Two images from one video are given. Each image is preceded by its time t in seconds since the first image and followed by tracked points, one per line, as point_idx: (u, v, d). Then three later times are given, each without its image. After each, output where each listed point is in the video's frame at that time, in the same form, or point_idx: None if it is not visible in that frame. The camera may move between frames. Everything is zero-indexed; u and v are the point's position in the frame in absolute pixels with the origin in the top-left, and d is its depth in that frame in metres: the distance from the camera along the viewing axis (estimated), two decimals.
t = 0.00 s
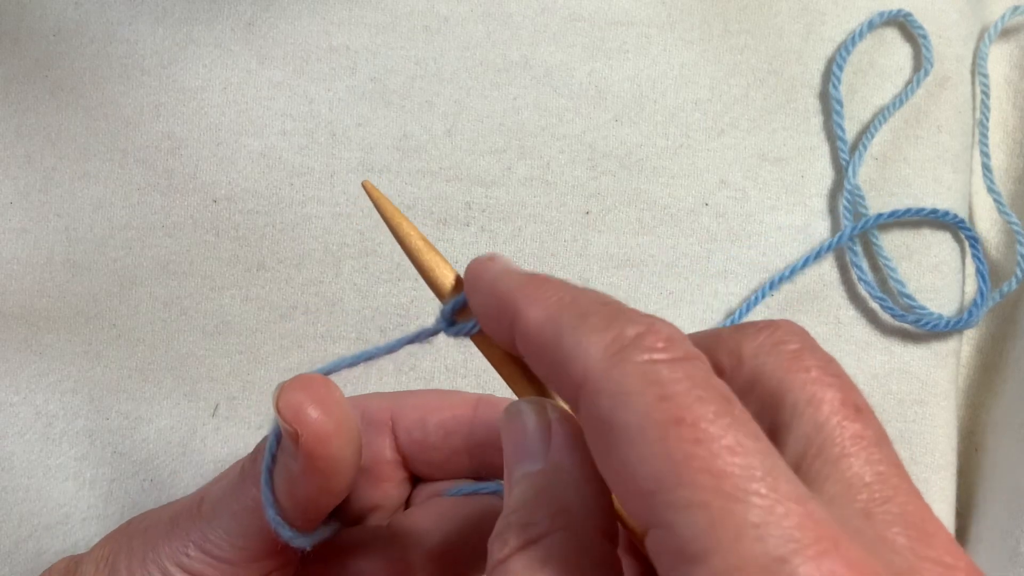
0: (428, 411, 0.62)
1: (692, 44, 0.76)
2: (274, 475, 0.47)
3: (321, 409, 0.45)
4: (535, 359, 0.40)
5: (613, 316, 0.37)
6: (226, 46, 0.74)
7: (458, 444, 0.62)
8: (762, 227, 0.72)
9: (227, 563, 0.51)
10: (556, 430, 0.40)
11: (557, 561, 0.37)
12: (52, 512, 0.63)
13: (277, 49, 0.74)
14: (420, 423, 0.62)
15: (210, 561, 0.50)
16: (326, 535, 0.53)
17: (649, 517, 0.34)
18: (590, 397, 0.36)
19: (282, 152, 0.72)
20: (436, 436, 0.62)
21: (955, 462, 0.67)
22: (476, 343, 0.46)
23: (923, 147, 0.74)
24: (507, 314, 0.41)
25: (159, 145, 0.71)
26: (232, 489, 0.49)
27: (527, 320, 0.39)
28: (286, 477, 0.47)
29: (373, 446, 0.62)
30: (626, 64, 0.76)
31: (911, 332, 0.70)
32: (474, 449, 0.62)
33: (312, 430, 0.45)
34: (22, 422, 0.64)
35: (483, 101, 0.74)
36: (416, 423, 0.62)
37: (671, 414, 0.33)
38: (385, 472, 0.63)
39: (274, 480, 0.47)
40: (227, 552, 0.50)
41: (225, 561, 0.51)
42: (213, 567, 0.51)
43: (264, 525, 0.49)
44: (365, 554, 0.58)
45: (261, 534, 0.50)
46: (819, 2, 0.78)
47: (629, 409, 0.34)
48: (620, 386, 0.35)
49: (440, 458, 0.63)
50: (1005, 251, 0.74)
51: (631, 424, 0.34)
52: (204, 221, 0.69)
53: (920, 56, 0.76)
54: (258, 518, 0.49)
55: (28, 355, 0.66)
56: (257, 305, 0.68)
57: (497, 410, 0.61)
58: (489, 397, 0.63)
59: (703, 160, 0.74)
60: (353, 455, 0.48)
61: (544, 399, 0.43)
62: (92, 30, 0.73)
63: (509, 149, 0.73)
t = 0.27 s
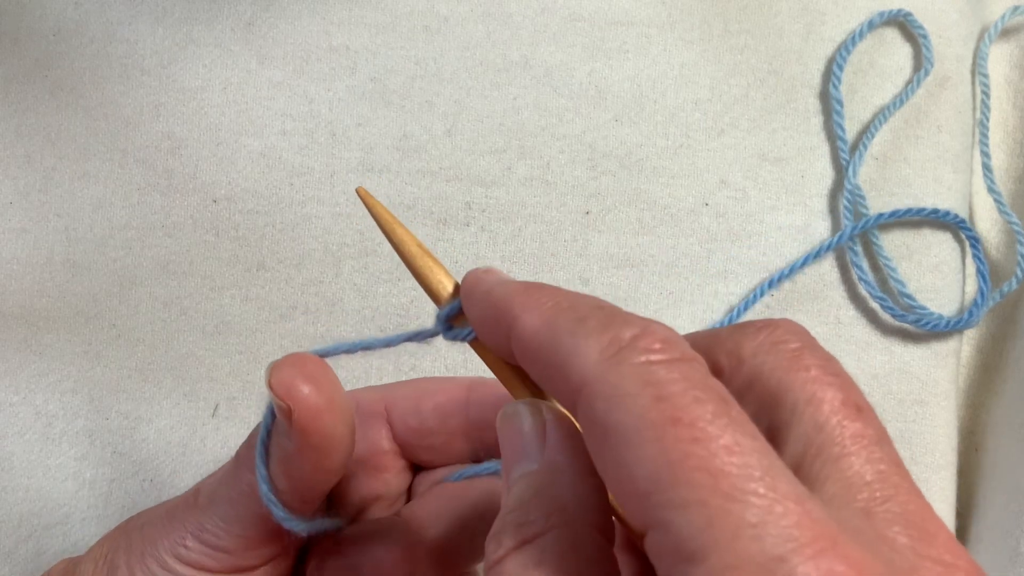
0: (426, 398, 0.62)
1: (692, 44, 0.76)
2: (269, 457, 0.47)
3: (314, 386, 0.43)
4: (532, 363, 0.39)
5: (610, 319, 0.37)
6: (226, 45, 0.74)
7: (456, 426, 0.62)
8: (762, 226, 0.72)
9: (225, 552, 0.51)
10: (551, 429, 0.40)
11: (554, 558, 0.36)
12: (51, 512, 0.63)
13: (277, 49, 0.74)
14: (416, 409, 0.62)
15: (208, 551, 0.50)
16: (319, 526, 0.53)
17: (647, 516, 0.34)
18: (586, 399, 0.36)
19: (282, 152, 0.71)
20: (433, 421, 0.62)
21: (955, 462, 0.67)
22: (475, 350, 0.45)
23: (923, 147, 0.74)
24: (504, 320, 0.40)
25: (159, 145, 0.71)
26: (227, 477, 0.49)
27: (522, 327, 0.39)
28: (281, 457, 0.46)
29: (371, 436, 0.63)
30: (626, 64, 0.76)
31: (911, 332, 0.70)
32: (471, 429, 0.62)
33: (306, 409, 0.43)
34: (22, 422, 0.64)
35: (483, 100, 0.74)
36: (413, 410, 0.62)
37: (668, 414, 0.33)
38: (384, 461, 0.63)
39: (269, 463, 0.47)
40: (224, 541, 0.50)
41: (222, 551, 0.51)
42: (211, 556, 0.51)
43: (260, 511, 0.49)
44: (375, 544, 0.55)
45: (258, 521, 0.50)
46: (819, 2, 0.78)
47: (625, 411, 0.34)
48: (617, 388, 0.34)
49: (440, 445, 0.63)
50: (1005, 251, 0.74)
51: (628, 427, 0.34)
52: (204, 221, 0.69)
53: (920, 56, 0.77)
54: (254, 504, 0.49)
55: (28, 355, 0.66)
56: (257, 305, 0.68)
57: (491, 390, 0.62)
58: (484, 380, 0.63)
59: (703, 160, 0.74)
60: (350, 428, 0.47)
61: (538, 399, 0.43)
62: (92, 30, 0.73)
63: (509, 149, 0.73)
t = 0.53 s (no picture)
0: (428, 384, 0.62)
1: (692, 44, 0.76)
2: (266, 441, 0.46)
3: (308, 366, 0.43)
4: (548, 362, 0.40)
5: (628, 315, 0.38)
6: (226, 46, 0.74)
7: (461, 410, 0.62)
8: (762, 227, 0.72)
9: (224, 544, 0.50)
10: (550, 429, 0.40)
11: (555, 558, 0.36)
12: (51, 512, 0.63)
13: (277, 49, 0.74)
14: (416, 397, 0.62)
15: (207, 543, 0.50)
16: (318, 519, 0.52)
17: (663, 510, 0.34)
18: (604, 394, 0.36)
19: (282, 152, 0.71)
20: (437, 406, 0.62)
21: (955, 462, 0.67)
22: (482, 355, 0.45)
23: (923, 147, 0.74)
24: (515, 319, 0.41)
25: (159, 145, 0.71)
26: (225, 467, 0.49)
27: (538, 325, 0.40)
28: (277, 440, 0.46)
29: (374, 427, 0.63)
30: (626, 64, 0.76)
31: (911, 332, 0.70)
32: (477, 411, 0.63)
33: (300, 389, 0.43)
34: (22, 422, 0.64)
35: (483, 100, 0.74)
36: (415, 398, 0.62)
37: (685, 409, 0.34)
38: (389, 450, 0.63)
39: (266, 447, 0.46)
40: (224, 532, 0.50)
41: (222, 542, 0.50)
42: (210, 549, 0.50)
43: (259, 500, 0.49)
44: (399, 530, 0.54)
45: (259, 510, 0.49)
46: (819, 2, 0.78)
47: (642, 406, 0.35)
48: (635, 382, 0.35)
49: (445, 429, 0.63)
50: (1005, 251, 0.74)
51: (646, 422, 0.34)
52: (203, 221, 0.69)
53: (920, 56, 0.76)
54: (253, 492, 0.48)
55: (28, 355, 0.66)
56: (257, 306, 0.68)
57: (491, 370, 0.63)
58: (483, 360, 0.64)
59: (703, 160, 0.74)
60: (344, 407, 0.46)
61: (541, 399, 0.43)
62: (92, 30, 0.73)
63: (509, 149, 0.73)
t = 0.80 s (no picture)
0: (433, 381, 0.62)
1: (692, 44, 0.76)
2: (275, 426, 0.46)
3: (318, 350, 0.43)
4: (585, 346, 0.40)
5: (665, 302, 0.36)
6: (225, 46, 0.74)
7: (466, 407, 0.62)
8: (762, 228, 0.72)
9: (232, 533, 0.50)
10: (558, 428, 0.40)
11: (565, 560, 0.36)
12: (51, 512, 0.63)
13: (277, 49, 0.74)
14: (422, 392, 0.62)
15: (216, 532, 0.49)
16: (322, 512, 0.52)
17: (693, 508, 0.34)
18: (641, 381, 0.35)
19: (282, 152, 0.72)
20: (442, 402, 0.62)
21: (955, 462, 0.67)
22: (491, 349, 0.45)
23: (923, 147, 0.74)
24: (547, 311, 0.41)
25: (159, 145, 0.71)
26: (234, 455, 0.48)
27: (569, 309, 0.40)
28: (287, 424, 0.45)
29: (381, 423, 0.63)
30: (626, 64, 0.76)
31: (911, 332, 0.70)
32: (482, 408, 0.63)
33: (311, 372, 0.42)
34: (22, 422, 0.64)
35: (483, 100, 0.74)
36: (420, 394, 0.62)
37: (721, 407, 0.33)
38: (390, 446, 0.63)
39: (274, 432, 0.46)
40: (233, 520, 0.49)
41: (230, 531, 0.50)
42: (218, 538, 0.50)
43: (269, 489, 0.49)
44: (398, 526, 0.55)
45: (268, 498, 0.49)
46: (819, 2, 0.78)
47: (678, 395, 0.34)
48: (675, 370, 0.34)
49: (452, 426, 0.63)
50: (1005, 251, 0.74)
51: (682, 414, 0.34)
52: (203, 221, 0.69)
53: (920, 56, 0.77)
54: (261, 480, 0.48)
55: (28, 355, 0.66)
56: (257, 306, 0.68)
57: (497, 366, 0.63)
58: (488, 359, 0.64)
59: (703, 160, 0.74)
60: (353, 392, 0.46)
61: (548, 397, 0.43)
62: (92, 30, 0.73)
63: (509, 149, 0.73)
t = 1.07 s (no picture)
0: (433, 382, 0.62)
1: (692, 44, 0.76)
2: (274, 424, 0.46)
3: (317, 348, 0.43)
4: (566, 339, 0.39)
5: (646, 294, 0.36)
6: (225, 46, 0.74)
7: (464, 409, 0.62)
8: (761, 228, 0.72)
9: (231, 532, 0.50)
10: (554, 417, 0.40)
11: (555, 549, 0.36)
12: (51, 512, 0.63)
13: (277, 49, 0.74)
14: (422, 394, 0.62)
15: (215, 530, 0.49)
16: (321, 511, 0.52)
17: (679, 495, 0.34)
18: (625, 371, 0.35)
19: (282, 152, 0.72)
20: (441, 404, 0.62)
21: (955, 462, 0.67)
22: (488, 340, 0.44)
23: (923, 147, 0.74)
24: (534, 304, 0.40)
25: (159, 145, 0.71)
26: (233, 454, 0.48)
27: (553, 304, 0.39)
28: (286, 422, 0.45)
29: (380, 423, 0.63)
30: (626, 64, 0.76)
31: (911, 332, 0.70)
32: (481, 410, 0.63)
33: (308, 370, 0.42)
34: (22, 422, 0.64)
35: (483, 100, 0.74)
36: (420, 395, 0.62)
37: (705, 394, 0.32)
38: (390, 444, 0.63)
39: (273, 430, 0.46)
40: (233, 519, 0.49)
41: (229, 530, 0.50)
42: (219, 536, 0.50)
43: (267, 487, 0.49)
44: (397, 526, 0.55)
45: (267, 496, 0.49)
46: (819, 2, 0.78)
47: (662, 385, 0.33)
48: (658, 360, 0.34)
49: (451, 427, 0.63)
50: (1005, 251, 0.73)
51: (666, 403, 0.33)
52: (203, 221, 0.69)
53: (920, 56, 0.76)
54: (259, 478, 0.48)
55: (28, 355, 0.66)
56: (257, 306, 0.68)
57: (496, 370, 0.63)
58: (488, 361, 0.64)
59: (703, 160, 0.74)
60: (352, 390, 0.46)
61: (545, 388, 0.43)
62: (92, 30, 0.73)
63: (509, 149, 0.73)
